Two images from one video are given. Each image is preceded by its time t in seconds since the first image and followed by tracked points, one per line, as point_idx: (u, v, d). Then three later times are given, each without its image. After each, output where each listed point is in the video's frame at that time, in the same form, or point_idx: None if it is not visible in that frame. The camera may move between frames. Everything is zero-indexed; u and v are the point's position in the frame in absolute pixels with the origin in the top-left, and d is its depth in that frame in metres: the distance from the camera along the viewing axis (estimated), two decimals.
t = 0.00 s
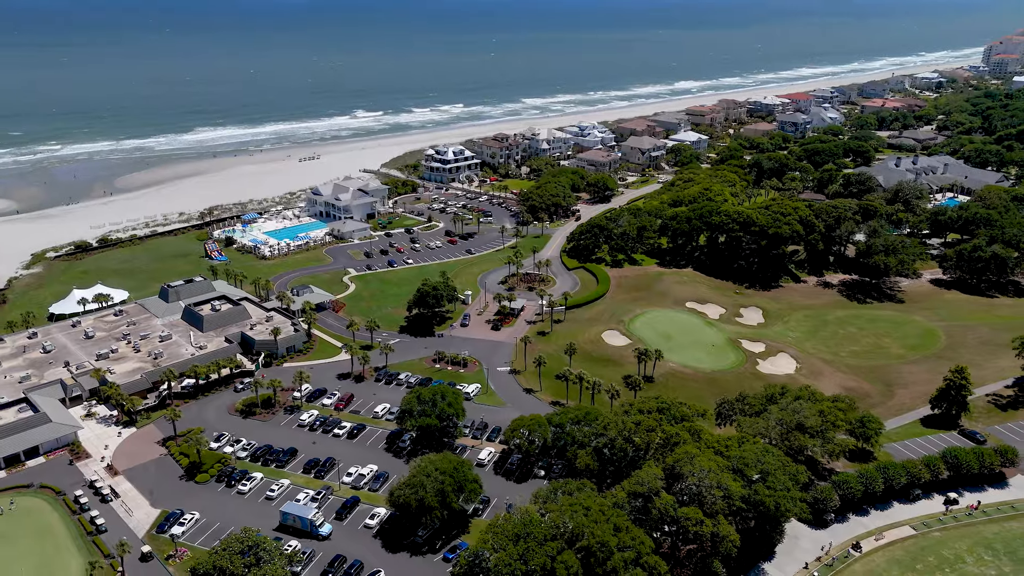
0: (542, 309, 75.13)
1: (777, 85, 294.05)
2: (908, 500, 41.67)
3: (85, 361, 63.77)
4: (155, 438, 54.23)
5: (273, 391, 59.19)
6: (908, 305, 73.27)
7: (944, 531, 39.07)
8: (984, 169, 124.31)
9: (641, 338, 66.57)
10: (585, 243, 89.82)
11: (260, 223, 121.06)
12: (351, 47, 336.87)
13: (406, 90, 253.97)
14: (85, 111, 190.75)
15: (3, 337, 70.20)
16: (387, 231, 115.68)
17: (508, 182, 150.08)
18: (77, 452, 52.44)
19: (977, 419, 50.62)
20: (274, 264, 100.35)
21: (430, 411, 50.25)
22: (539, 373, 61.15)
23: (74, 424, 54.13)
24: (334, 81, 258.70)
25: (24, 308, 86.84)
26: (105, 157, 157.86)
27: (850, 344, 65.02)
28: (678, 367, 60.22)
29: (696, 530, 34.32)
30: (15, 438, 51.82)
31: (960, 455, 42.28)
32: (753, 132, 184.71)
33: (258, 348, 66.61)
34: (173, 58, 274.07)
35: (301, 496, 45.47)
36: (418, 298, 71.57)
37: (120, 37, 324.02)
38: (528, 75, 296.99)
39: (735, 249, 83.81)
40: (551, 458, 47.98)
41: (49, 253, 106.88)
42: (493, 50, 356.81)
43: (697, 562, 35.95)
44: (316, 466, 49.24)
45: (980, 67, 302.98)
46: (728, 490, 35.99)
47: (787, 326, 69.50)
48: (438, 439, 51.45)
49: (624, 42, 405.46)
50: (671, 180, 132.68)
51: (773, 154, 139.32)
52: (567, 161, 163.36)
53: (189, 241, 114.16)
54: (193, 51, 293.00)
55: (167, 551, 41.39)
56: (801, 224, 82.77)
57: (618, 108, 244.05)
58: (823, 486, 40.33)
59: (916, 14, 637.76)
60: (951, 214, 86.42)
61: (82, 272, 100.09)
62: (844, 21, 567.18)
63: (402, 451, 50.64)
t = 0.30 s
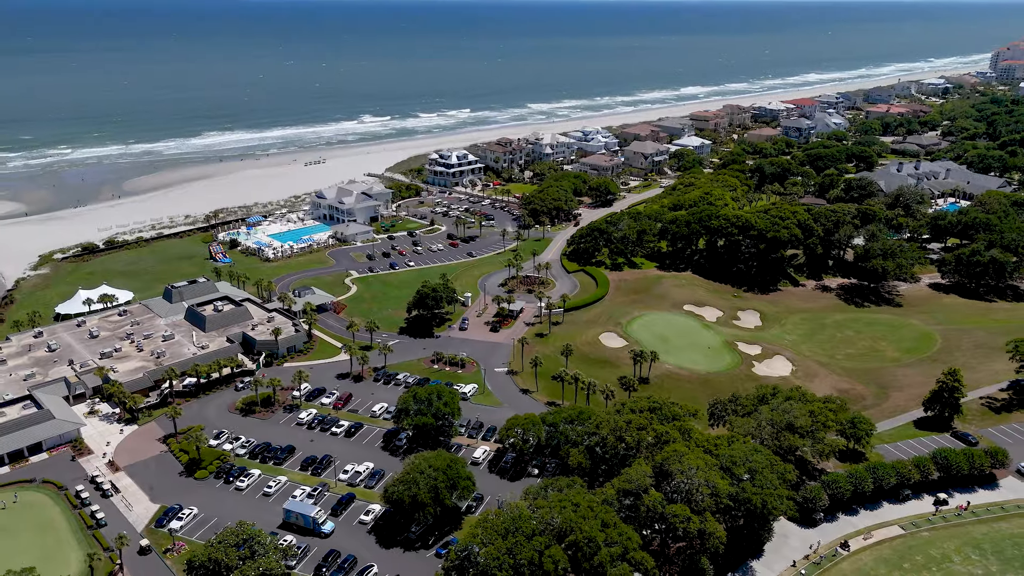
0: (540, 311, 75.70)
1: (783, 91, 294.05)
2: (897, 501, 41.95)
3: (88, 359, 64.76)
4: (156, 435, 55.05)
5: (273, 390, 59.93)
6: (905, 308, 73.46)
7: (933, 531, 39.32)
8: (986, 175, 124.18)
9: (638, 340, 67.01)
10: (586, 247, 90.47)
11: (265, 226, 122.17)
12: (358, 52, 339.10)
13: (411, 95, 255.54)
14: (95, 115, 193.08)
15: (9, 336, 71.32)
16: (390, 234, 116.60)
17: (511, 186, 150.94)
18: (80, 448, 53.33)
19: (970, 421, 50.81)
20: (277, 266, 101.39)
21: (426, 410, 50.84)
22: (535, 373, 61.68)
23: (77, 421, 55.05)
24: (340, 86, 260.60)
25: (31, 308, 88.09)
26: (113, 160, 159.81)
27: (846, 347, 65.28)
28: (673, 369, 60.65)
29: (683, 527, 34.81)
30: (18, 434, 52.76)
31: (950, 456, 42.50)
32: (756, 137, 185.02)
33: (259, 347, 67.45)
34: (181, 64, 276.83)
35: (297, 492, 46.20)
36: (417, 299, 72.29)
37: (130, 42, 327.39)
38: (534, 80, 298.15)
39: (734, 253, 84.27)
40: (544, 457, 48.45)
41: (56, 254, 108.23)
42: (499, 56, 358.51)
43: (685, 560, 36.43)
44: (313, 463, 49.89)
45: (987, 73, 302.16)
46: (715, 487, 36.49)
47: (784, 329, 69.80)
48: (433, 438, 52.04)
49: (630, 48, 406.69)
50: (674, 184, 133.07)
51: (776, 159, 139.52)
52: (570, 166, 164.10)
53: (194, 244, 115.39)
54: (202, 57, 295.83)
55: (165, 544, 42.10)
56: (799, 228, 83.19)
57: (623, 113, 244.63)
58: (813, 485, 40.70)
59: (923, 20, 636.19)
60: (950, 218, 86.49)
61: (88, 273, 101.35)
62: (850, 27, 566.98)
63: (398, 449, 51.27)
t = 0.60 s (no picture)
0: (539, 313, 76.31)
1: (789, 97, 294.11)
2: (887, 501, 42.20)
3: (93, 358, 65.80)
4: (157, 433, 55.93)
5: (272, 389, 60.75)
6: (903, 312, 73.60)
7: (921, 531, 39.62)
8: (990, 180, 123.94)
9: (635, 342, 67.51)
10: (585, 250, 91.12)
11: (269, 228, 123.38)
12: (365, 57, 341.34)
13: (417, 100, 257.00)
14: (105, 120, 195.41)
15: (15, 335, 72.43)
16: (393, 237, 117.55)
17: (514, 190, 151.72)
18: (83, 444, 54.24)
19: (962, 423, 51.00)
20: (280, 268, 102.42)
21: (422, 409, 51.43)
22: (532, 375, 62.20)
23: (80, 418, 55.93)
24: (347, 91, 262.49)
25: (38, 308, 89.37)
26: (122, 164, 161.60)
27: (843, 350, 65.50)
28: (669, 371, 61.06)
29: (670, 524, 35.33)
30: (23, 430, 53.70)
31: (939, 458, 42.78)
32: (760, 143, 185.19)
33: (260, 348, 68.37)
34: (191, 69, 279.61)
35: (294, 490, 46.88)
36: (417, 301, 73.03)
37: (140, 48, 330.90)
38: (540, 86, 299.44)
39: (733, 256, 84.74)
40: (538, 456, 48.99)
41: (64, 256, 109.72)
42: (505, 61, 360.02)
43: (673, 557, 36.98)
44: (311, 460, 50.60)
45: (994, 79, 301.14)
46: (703, 485, 36.99)
47: (781, 332, 70.05)
48: (429, 437, 52.68)
49: (636, 54, 407.59)
50: (676, 189, 133.47)
51: (778, 164, 139.68)
52: (573, 170, 164.78)
53: (200, 246, 116.56)
54: (211, 62, 298.65)
55: (163, 538, 42.82)
56: (798, 233, 83.60)
57: (628, 118, 245.31)
58: (802, 486, 41.08)
59: (930, 27, 635.12)
60: (950, 223, 86.57)
61: (95, 275, 102.74)
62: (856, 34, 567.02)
63: (394, 448, 51.92)
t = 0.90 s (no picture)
0: (538, 316, 76.91)
1: (794, 102, 294.15)
2: (877, 501, 42.53)
3: (97, 357, 66.82)
4: (159, 430, 56.79)
5: (273, 389, 61.56)
6: (901, 316, 73.73)
7: (910, 531, 39.89)
8: (993, 186, 123.76)
9: (632, 344, 67.98)
10: (586, 254, 91.60)
11: (274, 231, 124.60)
12: (373, 63, 343.89)
13: (423, 105, 258.74)
14: (115, 124, 197.69)
15: (23, 334, 73.65)
16: (396, 240, 118.52)
17: (518, 195, 152.47)
18: (86, 441, 55.14)
19: (956, 426, 51.17)
20: (284, 271, 103.47)
21: (418, 408, 52.13)
22: (529, 376, 62.72)
23: (83, 416, 56.90)
24: (354, 96, 264.56)
25: (45, 309, 90.65)
26: (130, 168, 163.47)
27: (839, 353, 65.69)
28: (665, 373, 61.50)
29: (658, 520, 35.84)
30: (27, 427, 54.64)
31: (930, 459, 43.02)
32: (764, 148, 185.40)
33: (262, 348, 69.23)
34: (200, 74, 282.33)
35: (291, 487, 47.60)
36: (417, 303, 73.77)
37: (150, 54, 334.43)
38: (546, 91, 300.80)
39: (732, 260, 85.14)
40: (533, 455, 49.50)
41: (72, 258, 111.18)
42: (511, 67, 361.75)
43: (661, 555, 37.45)
44: (309, 458, 51.33)
45: (1002, 85, 300.19)
46: (691, 483, 37.52)
47: (778, 335, 70.36)
48: (426, 436, 53.20)
49: (642, 61, 408.74)
50: (678, 194, 133.93)
51: (781, 170, 139.95)
52: (577, 175, 165.51)
53: (205, 249, 117.87)
54: (221, 68, 301.65)
55: (162, 532, 43.55)
56: (797, 237, 83.93)
57: (633, 124, 246.04)
58: (792, 485, 41.48)
59: (939, 34, 632.04)
60: (950, 228, 86.60)
61: (102, 276, 104.07)
62: (863, 40, 566.03)
63: (391, 446, 52.56)
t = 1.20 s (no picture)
0: (538, 318, 77.50)
1: (800, 109, 293.96)
2: (868, 502, 42.84)
3: (102, 356, 67.92)
4: (161, 428, 57.73)
5: (274, 388, 62.41)
6: (900, 320, 73.84)
7: (900, 531, 40.19)
8: (996, 192, 123.52)
9: (630, 347, 68.44)
10: (586, 257, 92.07)
11: (280, 234, 125.89)
12: (380, 69, 346.38)
13: (430, 110, 260.40)
14: (125, 129, 200.08)
15: (30, 333, 74.87)
16: (400, 243, 119.51)
17: (522, 200, 153.21)
18: (89, 438, 56.18)
19: (950, 429, 51.36)
20: (288, 273, 104.58)
21: (416, 407, 52.82)
22: (527, 377, 63.27)
23: (87, 413, 57.91)
24: (361, 101, 266.51)
25: (53, 309, 92.03)
26: (140, 172, 165.44)
27: (837, 357, 65.87)
28: (662, 374, 61.92)
29: (647, 517, 36.30)
30: (32, 423, 55.70)
31: (921, 460, 43.33)
32: (768, 154, 185.58)
33: (264, 348, 70.15)
34: (209, 80, 285.03)
35: (289, 484, 48.35)
36: (417, 304, 74.56)
37: (161, 59, 338.03)
38: (552, 97, 301.90)
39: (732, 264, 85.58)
40: (528, 454, 49.97)
41: (80, 259, 112.70)
42: (518, 73, 363.35)
43: (651, 552, 37.96)
44: (307, 456, 52.06)
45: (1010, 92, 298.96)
46: (680, 481, 37.98)
47: (776, 339, 70.66)
48: (423, 434, 53.82)
49: (649, 67, 409.65)
50: (681, 199, 134.36)
51: (784, 175, 140.15)
52: (581, 180, 166.21)
53: (211, 251, 119.14)
54: (230, 73, 304.60)
55: (162, 527, 44.34)
56: (796, 241, 84.28)
57: (639, 129, 246.64)
58: (783, 485, 41.83)
59: (949, 40, 628.24)
60: (950, 233, 86.63)
61: (109, 277, 105.50)
62: (872, 47, 563.50)
63: (389, 445, 53.15)
